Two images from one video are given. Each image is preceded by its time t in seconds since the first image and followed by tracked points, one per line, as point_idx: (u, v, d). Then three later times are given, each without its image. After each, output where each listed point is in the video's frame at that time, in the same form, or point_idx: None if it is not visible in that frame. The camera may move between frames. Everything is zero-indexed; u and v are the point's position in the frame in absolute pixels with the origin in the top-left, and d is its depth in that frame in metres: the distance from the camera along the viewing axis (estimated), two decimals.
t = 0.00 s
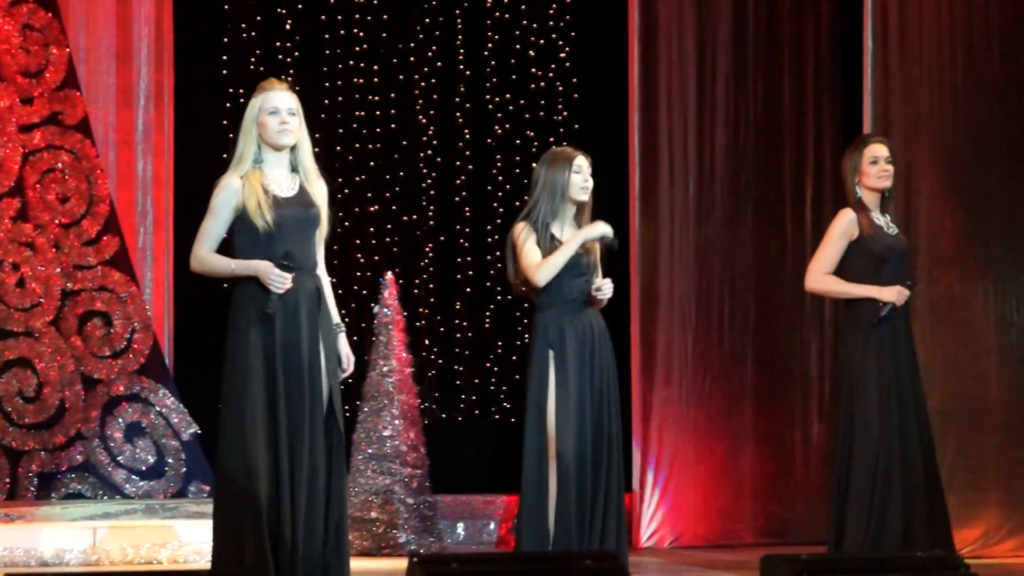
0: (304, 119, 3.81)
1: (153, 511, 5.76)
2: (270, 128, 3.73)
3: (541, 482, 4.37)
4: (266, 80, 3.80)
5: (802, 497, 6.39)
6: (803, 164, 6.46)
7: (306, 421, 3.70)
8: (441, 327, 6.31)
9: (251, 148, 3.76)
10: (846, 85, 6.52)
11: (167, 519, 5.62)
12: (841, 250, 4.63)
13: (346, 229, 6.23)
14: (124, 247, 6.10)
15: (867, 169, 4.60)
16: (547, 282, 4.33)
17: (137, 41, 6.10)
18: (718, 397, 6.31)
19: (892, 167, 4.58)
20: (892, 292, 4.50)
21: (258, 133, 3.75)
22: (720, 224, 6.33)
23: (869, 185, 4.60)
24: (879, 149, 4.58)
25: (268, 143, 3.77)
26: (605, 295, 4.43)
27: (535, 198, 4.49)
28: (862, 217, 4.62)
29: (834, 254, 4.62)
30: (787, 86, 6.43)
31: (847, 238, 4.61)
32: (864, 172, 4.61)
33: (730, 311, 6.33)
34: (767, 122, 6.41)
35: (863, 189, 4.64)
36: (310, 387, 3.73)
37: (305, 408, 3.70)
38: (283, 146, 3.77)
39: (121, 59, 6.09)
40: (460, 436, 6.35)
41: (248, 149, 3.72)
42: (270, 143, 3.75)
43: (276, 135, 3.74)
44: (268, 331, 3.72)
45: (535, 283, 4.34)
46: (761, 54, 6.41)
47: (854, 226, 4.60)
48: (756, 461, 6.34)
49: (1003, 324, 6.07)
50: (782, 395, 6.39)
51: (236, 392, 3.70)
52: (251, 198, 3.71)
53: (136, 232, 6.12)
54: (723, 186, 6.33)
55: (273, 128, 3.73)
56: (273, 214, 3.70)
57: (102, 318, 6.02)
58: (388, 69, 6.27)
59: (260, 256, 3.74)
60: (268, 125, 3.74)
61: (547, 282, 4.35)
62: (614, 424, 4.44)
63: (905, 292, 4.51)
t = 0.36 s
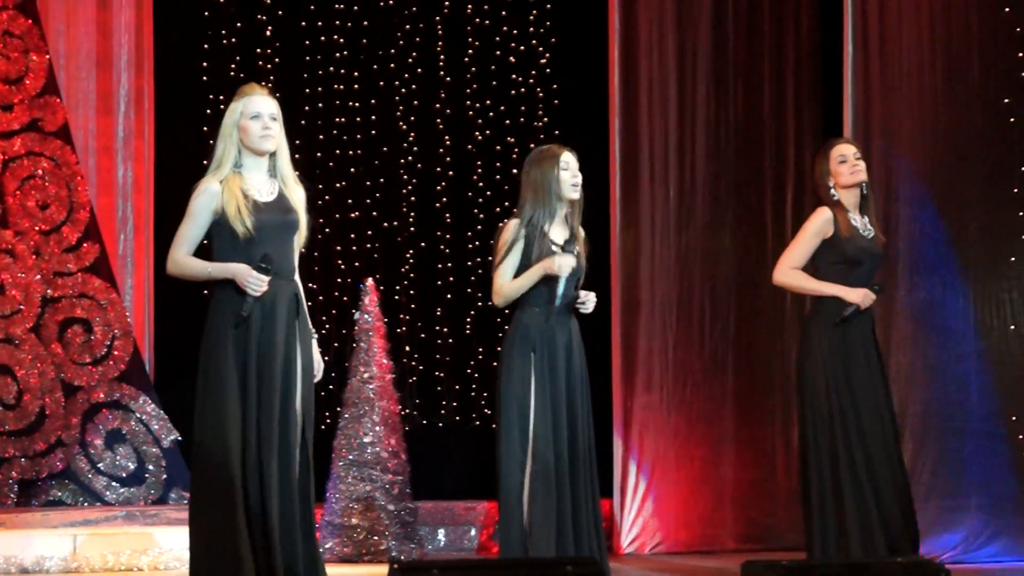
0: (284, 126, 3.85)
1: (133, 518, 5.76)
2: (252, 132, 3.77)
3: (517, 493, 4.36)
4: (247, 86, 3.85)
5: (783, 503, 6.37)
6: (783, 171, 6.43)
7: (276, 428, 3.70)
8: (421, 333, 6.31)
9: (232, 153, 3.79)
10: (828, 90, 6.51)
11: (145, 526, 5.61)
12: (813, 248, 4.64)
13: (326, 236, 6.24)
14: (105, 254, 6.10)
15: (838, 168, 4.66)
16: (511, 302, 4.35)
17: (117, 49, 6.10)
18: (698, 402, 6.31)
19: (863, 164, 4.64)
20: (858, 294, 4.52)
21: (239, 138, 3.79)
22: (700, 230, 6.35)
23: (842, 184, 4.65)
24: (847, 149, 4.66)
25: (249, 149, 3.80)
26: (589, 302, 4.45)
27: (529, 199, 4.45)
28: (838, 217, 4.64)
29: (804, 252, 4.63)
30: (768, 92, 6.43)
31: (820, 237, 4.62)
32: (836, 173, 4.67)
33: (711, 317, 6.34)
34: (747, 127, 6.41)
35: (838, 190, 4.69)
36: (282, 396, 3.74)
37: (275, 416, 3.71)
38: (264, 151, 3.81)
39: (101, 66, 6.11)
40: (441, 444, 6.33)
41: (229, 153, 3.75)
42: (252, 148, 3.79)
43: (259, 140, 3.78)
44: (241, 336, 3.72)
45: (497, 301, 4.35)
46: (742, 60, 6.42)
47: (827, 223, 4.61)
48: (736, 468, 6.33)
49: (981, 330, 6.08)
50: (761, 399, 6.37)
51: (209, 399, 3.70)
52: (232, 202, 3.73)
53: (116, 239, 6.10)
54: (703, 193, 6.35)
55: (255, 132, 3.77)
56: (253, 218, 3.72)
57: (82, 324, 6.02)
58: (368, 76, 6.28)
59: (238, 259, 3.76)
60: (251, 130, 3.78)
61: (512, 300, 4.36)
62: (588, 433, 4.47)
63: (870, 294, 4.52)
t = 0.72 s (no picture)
0: (265, 129, 3.90)
1: (115, 522, 5.76)
2: (234, 136, 3.82)
3: (500, 491, 4.52)
4: (228, 88, 3.88)
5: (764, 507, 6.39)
6: (765, 175, 6.45)
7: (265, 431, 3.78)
8: (403, 337, 6.31)
9: (214, 157, 3.83)
10: (811, 94, 6.53)
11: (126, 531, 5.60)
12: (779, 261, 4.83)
13: (308, 240, 6.24)
14: (87, 259, 6.09)
15: (813, 177, 4.81)
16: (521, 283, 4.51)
17: (99, 52, 6.12)
18: (680, 406, 6.33)
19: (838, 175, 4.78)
20: (818, 301, 4.66)
21: (220, 143, 3.83)
22: (681, 235, 6.37)
23: (816, 193, 4.80)
24: (824, 159, 4.80)
25: (231, 152, 3.85)
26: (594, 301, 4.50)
27: (495, 225, 4.69)
28: (800, 229, 4.82)
29: (769, 266, 4.83)
30: (750, 96, 6.44)
31: (781, 251, 4.82)
32: (811, 182, 4.82)
33: (693, 320, 6.35)
34: (729, 131, 6.43)
35: (810, 199, 4.85)
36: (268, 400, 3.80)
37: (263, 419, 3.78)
38: (245, 154, 3.85)
39: (83, 70, 6.12)
40: (424, 448, 6.33)
41: (210, 159, 3.80)
42: (234, 152, 3.83)
43: (241, 144, 3.83)
44: (225, 341, 3.79)
45: (509, 284, 4.52)
46: (723, 64, 6.43)
47: (788, 238, 4.82)
48: (719, 471, 6.34)
49: (964, 334, 6.07)
50: (743, 404, 6.40)
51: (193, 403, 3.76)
52: (213, 208, 3.79)
53: (99, 243, 6.12)
54: (685, 197, 6.37)
55: (237, 137, 3.82)
56: (235, 225, 3.78)
57: (64, 328, 6.02)
58: (350, 79, 6.28)
59: (220, 264, 3.82)
60: (233, 134, 3.82)
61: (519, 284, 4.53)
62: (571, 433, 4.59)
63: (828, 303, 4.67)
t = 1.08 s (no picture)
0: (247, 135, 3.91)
1: (97, 525, 5.76)
2: (216, 141, 3.84)
3: (481, 491, 4.55)
4: (210, 94, 3.90)
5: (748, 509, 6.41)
6: (747, 176, 6.45)
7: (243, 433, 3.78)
8: (386, 339, 6.32)
9: (195, 163, 3.85)
10: (793, 95, 6.53)
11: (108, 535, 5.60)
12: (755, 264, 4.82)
13: (290, 243, 6.25)
14: (69, 262, 6.08)
15: (791, 174, 4.76)
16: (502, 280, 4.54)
17: (80, 56, 6.11)
18: (662, 409, 6.34)
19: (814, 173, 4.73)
20: (786, 301, 4.60)
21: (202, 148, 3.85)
22: (663, 237, 6.38)
23: (793, 190, 4.76)
24: (802, 156, 4.76)
25: (213, 158, 3.86)
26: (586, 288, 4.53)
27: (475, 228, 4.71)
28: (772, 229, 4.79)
29: (747, 270, 4.82)
30: (732, 97, 6.45)
31: (756, 252, 4.82)
32: (788, 179, 4.78)
33: (675, 322, 6.37)
34: (711, 132, 6.43)
35: (787, 196, 4.81)
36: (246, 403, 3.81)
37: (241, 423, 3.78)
38: (227, 160, 3.87)
39: (65, 73, 6.11)
40: (406, 450, 6.33)
41: (190, 164, 3.81)
42: (215, 157, 3.85)
43: (223, 149, 3.85)
44: (207, 344, 3.80)
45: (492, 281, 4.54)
46: (705, 65, 6.44)
47: (762, 240, 4.81)
48: (701, 474, 6.36)
49: (947, 334, 6.08)
50: (726, 406, 6.41)
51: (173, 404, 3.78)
52: (193, 214, 3.80)
53: (80, 246, 6.12)
54: (667, 197, 6.39)
55: (219, 142, 3.84)
56: (213, 230, 3.79)
57: (46, 332, 6.00)
58: (332, 82, 6.29)
59: (200, 269, 3.83)
60: (214, 139, 3.84)
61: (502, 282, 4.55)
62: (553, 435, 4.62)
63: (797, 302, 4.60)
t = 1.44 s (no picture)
0: (235, 134, 3.91)
1: (85, 526, 5.74)
2: (204, 140, 3.83)
3: (475, 498, 4.54)
4: (197, 93, 3.89)
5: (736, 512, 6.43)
6: (736, 180, 6.46)
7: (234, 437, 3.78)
8: (373, 342, 6.32)
9: (183, 162, 3.84)
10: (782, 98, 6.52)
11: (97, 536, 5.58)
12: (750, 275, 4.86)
13: (277, 245, 6.25)
14: (56, 263, 6.08)
15: (783, 181, 4.78)
16: (492, 287, 4.54)
17: (68, 57, 6.12)
18: (650, 412, 6.36)
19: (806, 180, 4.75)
20: (773, 301, 4.55)
21: (190, 147, 3.84)
22: (651, 241, 6.40)
23: (784, 197, 4.77)
24: (794, 162, 4.77)
25: (201, 157, 3.86)
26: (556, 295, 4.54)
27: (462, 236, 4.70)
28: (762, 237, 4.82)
29: (741, 281, 4.84)
30: (720, 99, 6.46)
31: (748, 261, 4.85)
32: (780, 185, 4.79)
33: (664, 325, 6.39)
34: (700, 134, 6.45)
35: (778, 203, 4.84)
36: (234, 402, 3.80)
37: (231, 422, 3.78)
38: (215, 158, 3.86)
39: (53, 75, 6.13)
40: (394, 453, 6.32)
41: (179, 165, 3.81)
42: (203, 157, 3.84)
43: (210, 147, 3.84)
44: (190, 346, 3.79)
45: (481, 288, 4.54)
46: (694, 69, 6.46)
47: (753, 248, 4.85)
48: (689, 477, 6.37)
49: (934, 340, 6.07)
50: (714, 411, 6.40)
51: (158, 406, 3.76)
52: (182, 215, 3.79)
53: (68, 247, 6.14)
54: (655, 199, 6.41)
55: (207, 140, 3.83)
56: (202, 231, 3.78)
57: (34, 333, 6.00)
58: (320, 84, 6.29)
59: (189, 270, 3.82)
60: (203, 138, 3.83)
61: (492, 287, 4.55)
62: (547, 440, 4.61)
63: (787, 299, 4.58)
